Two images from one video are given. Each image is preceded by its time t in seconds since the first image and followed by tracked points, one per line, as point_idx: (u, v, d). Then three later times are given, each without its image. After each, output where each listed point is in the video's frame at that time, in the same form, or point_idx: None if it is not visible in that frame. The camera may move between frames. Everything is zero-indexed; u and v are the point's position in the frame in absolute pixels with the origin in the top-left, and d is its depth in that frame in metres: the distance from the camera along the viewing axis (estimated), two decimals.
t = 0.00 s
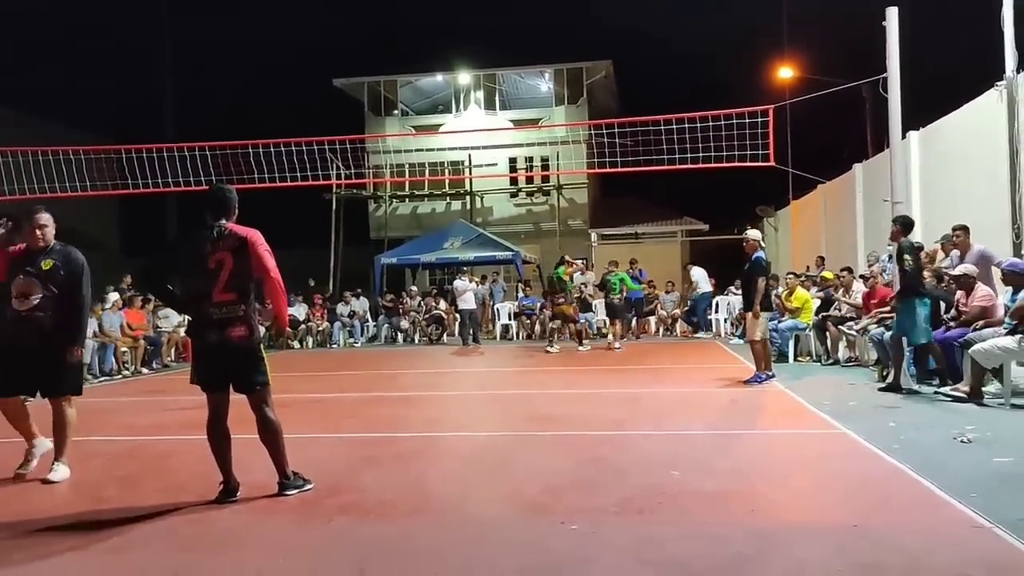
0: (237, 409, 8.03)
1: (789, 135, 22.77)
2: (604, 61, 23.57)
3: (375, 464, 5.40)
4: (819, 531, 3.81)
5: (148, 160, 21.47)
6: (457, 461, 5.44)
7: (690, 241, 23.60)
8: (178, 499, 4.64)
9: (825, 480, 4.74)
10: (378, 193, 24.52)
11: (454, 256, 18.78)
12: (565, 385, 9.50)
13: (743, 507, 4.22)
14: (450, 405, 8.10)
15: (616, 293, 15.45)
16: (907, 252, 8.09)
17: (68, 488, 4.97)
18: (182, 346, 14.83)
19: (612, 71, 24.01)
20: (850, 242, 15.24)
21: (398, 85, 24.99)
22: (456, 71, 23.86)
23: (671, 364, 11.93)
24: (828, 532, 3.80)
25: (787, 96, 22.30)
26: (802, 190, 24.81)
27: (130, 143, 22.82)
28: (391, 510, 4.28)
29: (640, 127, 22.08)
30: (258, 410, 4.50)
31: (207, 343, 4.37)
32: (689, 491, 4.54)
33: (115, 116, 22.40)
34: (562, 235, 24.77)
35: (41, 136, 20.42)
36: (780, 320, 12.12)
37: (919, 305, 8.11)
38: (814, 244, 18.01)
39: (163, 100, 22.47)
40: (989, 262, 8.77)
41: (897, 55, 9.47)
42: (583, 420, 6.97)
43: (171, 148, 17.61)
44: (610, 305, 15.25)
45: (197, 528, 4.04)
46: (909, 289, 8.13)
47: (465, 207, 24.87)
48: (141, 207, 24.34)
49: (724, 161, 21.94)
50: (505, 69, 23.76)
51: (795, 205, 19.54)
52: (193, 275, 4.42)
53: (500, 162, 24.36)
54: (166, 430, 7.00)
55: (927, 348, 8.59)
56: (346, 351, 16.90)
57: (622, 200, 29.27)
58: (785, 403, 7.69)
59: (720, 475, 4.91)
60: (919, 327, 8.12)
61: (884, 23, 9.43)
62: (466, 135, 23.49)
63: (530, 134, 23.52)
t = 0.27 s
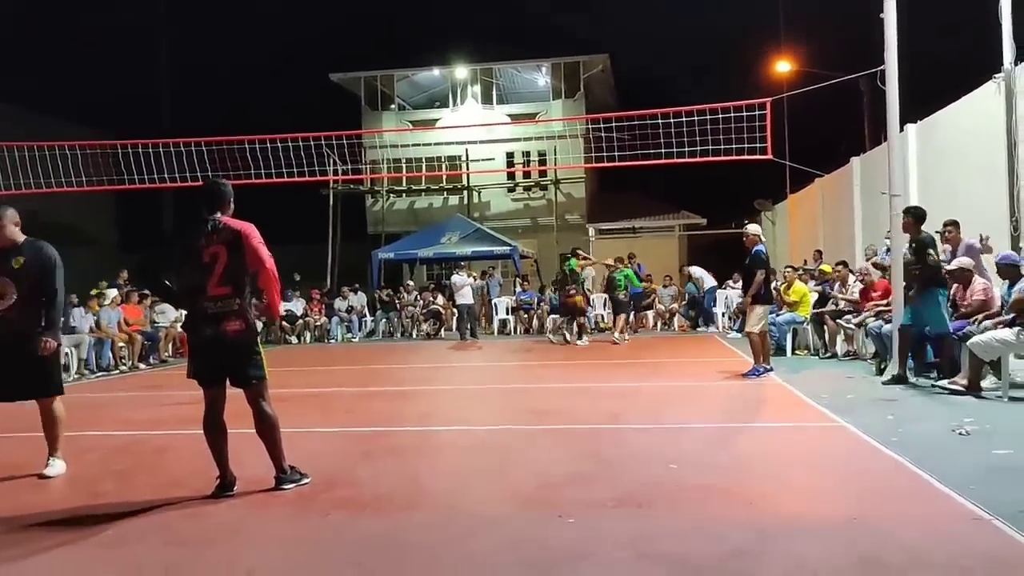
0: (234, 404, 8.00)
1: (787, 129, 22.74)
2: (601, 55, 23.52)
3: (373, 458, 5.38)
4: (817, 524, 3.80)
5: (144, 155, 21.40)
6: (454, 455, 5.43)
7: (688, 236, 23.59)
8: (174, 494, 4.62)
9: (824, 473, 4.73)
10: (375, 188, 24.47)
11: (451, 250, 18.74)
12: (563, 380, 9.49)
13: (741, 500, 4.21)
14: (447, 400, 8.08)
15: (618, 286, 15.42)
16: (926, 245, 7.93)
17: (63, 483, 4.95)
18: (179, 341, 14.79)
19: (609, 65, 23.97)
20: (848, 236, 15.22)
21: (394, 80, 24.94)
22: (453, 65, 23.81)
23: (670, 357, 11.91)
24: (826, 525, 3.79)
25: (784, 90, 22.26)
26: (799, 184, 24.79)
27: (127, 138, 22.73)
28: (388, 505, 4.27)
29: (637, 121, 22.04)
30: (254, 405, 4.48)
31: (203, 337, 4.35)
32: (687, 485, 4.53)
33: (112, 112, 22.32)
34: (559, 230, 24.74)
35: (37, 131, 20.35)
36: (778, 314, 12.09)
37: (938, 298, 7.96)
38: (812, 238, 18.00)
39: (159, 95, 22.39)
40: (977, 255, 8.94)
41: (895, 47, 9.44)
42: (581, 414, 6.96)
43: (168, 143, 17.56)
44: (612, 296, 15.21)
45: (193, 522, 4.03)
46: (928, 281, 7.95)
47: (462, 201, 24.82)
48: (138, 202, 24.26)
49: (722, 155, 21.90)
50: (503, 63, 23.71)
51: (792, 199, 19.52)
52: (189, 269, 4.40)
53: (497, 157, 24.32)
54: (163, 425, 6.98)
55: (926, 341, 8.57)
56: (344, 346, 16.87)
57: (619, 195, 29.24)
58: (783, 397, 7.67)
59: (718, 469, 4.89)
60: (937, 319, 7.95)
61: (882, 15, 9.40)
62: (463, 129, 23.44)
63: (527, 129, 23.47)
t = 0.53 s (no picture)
0: (228, 401, 7.98)
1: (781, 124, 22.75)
2: (595, 50, 23.50)
3: (366, 453, 5.38)
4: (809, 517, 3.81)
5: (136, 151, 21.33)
6: (449, 450, 5.43)
7: (682, 231, 23.63)
8: (168, 490, 4.61)
9: (817, 466, 4.74)
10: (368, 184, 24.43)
11: (445, 246, 18.74)
12: (558, 375, 9.49)
13: (734, 493, 4.22)
14: (441, 396, 8.07)
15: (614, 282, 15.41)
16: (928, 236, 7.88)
17: (56, 479, 4.94)
18: (172, 337, 14.77)
19: (603, 60, 23.94)
20: (842, 231, 15.24)
21: (388, 75, 24.90)
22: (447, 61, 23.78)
23: (665, 353, 11.91)
24: (819, 517, 3.80)
25: (778, 85, 22.28)
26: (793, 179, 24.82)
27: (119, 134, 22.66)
28: (382, 499, 4.26)
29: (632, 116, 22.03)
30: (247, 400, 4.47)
31: (195, 332, 4.34)
32: (681, 478, 4.53)
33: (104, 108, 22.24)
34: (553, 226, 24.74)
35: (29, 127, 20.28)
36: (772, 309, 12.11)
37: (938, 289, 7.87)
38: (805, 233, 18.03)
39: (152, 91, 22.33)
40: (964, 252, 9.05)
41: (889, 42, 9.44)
42: (575, 409, 6.96)
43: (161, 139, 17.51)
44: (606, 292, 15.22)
45: (186, 518, 4.02)
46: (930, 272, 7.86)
47: (456, 197, 24.80)
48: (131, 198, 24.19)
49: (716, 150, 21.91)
50: (496, 59, 23.68)
51: (786, 194, 19.55)
52: (181, 264, 4.37)
53: (491, 152, 24.30)
54: (156, 422, 6.96)
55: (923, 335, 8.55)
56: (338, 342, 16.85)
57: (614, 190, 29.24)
58: (777, 391, 7.68)
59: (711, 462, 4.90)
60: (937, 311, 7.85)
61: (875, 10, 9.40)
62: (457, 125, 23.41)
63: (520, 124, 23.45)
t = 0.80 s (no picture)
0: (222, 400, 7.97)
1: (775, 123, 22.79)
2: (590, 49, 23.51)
3: (361, 452, 5.38)
4: (805, 514, 3.81)
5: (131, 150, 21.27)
6: (445, 448, 5.43)
7: (677, 230, 23.69)
8: (163, 489, 4.60)
9: (811, 464, 4.75)
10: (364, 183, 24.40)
11: (440, 245, 18.73)
12: (553, 374, 9.48)
13: (729, 491, 4.22)
14: (436, 395, 8.07)
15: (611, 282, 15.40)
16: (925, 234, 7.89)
17: (50, 479, 4.92)
18: (167, 337, 14.72)
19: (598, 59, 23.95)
20: (836, 230, 15.27)
21: (383, 74, 24.88)
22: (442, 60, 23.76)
23: (660, 352, 11.91)
24: (814, 515, 3.80)
25: (773, 83, 22.31)
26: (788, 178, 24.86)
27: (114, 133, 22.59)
28: (378, 498, 4.26)
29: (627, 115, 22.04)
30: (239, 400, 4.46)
31: (187, 331, 4.33)
32: (675, 476, 4.54)
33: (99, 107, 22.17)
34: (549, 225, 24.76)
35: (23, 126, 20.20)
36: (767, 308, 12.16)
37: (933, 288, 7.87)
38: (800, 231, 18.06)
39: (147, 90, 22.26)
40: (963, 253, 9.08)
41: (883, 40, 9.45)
42: (571, 407, 6.96)
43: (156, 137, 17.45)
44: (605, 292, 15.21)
45: (181, 516, 4.01)
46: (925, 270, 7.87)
47: (451, 196, 24.79)
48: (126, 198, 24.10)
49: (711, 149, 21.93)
50: (492, 58, 23.67)
51: (781, 193, 19.58)
52: (173, 263, 4.35)
53: (486, 151, 24.30)
54: (151, 421, 6.95)
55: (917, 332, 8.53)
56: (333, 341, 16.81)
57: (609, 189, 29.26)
58: (771, 389, 7.70)
59: (706, 460, 4.90)
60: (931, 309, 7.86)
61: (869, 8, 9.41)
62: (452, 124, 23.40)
63: (516, 123, 23.44)
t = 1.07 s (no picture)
0: (218, 400, 7.96)
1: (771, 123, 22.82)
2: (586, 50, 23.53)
3: (357, 452, 5.38)
4: (800, 514, 3.83)
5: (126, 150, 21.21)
6: (441, 449, 5.43)
7: (673, 231, 23.69)
8: (159, 490, 4.60)
9: (807, 464, 4.75)
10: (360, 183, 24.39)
11: (436, 246, 18.72)
12: (549, 374, 9.48)
13: (725, 491, 4.24)
14: (432, 395, 8.07)
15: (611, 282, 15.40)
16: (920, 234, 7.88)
17: (46, 480, 4.92)
18: (163, 337, 14.69)
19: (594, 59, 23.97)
20: (832, 231, 15.30)
21: (379, 75, 24.88)
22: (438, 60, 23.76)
23: (656, 352, 11.91)
24: (809, 514, 3.82)
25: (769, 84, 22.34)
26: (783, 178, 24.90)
27: (110, 134, 22.53)
28: (374, 498, 4.27)
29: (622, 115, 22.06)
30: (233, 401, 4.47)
31: (182, 332, 4.32)
32: (671, 476, 4.55)
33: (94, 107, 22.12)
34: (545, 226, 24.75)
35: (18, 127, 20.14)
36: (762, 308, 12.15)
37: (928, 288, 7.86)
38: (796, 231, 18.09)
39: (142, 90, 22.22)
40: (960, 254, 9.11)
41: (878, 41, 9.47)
42: (567, 407, 6.97)
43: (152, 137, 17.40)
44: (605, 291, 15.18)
45: (177, 517, 4.01)
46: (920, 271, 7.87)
47: (447, 196, 24.79)
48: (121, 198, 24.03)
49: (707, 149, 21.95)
50: (488, 58, 23.67)
51: (776, 193, 19.61)
52: (167, 264, 4.34)
53: (482, 152, 24.32)
54: (147, 422, 6.94)
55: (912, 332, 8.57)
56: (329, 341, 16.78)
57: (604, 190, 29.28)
58: (767, 389, 7.71)
59: (701, 460, 4.91)
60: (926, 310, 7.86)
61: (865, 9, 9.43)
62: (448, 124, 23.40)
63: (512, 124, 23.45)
